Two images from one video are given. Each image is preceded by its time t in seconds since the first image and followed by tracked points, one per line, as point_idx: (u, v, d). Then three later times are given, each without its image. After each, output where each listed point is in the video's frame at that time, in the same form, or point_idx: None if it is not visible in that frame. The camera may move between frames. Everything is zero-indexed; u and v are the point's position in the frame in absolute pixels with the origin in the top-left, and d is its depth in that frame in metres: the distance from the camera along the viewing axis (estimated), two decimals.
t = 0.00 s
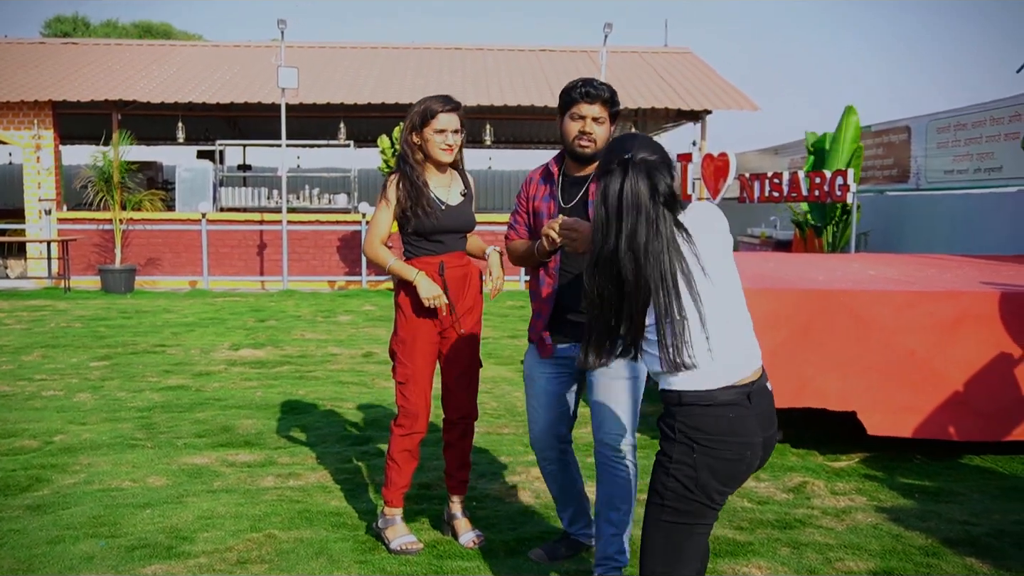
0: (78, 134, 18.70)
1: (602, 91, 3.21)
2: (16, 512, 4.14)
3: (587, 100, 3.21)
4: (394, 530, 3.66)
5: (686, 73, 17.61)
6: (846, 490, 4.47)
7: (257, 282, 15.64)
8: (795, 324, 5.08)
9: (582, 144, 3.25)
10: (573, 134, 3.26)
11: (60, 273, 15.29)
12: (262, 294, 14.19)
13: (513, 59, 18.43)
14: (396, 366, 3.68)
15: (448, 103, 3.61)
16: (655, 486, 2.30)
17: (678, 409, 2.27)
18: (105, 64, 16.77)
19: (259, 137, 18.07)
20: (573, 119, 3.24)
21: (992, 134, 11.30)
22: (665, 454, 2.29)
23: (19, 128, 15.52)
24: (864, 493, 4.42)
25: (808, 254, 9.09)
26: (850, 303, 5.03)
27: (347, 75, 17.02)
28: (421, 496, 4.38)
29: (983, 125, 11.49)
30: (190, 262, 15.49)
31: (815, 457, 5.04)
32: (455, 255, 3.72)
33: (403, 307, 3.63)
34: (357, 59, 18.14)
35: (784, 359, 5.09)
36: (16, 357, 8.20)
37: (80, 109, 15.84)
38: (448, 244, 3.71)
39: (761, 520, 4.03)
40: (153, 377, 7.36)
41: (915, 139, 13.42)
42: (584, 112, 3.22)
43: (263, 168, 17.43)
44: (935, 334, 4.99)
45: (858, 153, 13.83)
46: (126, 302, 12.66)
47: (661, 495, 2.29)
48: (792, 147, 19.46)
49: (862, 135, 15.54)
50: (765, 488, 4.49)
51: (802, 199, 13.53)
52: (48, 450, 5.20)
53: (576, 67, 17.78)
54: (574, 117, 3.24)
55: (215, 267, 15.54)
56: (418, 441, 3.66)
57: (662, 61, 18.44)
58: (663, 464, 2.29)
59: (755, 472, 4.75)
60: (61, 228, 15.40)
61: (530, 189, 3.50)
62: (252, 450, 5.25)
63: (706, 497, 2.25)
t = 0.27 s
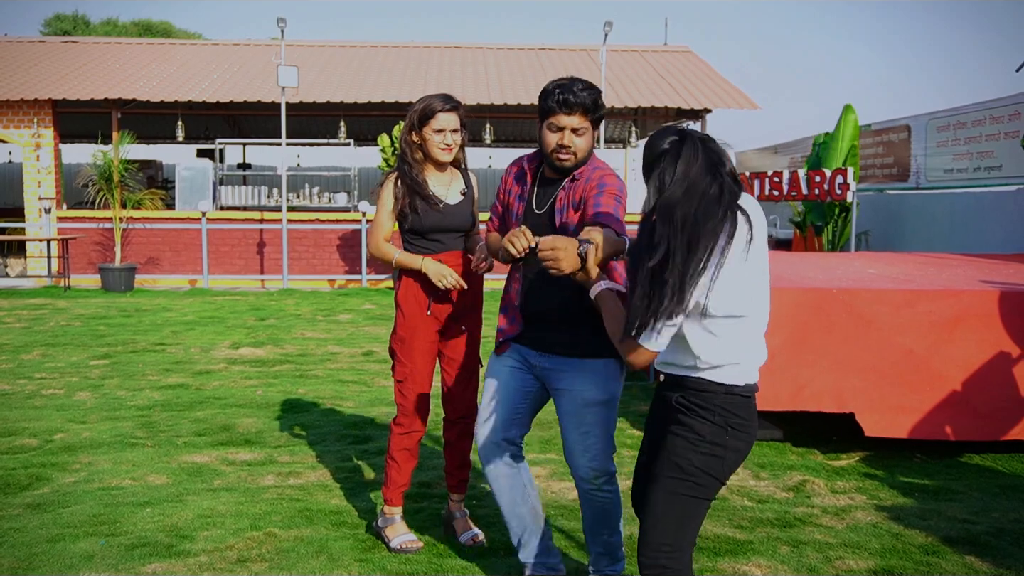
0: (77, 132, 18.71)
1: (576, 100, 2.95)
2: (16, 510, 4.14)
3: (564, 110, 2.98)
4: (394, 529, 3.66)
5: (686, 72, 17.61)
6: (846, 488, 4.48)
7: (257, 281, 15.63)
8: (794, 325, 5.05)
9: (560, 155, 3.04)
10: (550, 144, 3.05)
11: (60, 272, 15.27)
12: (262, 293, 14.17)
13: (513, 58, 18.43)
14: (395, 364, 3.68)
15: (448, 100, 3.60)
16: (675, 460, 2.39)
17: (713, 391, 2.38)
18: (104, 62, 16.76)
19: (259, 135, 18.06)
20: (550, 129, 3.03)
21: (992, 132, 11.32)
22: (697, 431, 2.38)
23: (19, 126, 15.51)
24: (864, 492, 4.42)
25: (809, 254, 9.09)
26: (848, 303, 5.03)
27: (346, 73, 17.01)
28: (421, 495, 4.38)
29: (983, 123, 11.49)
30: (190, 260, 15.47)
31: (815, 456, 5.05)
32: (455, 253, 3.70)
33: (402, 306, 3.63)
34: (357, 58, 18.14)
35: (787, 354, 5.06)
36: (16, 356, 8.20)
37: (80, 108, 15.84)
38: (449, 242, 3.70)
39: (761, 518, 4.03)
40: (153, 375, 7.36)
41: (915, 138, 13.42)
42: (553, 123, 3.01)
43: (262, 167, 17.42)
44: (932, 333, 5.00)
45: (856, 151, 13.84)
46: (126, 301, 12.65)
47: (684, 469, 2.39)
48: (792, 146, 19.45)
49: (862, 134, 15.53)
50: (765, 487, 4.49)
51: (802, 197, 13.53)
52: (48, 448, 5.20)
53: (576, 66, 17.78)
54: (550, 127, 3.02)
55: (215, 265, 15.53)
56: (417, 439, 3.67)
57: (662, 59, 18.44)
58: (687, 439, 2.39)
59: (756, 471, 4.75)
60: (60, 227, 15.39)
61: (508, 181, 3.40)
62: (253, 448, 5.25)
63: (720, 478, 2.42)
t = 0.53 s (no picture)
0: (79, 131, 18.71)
1: (521, 172, 2.40)
2: (17, 509, 4.14)
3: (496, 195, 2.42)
4: (396, 528, 3.67)
5: (687, 70, 17.62)
6: (848, 487, 4.47)
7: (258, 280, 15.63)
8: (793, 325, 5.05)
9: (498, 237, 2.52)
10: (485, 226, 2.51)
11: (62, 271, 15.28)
12: (263, 292, 14.17)
13: (514, 57, 18.43)
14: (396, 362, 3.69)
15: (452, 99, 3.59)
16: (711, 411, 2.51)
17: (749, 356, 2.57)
18: (105, 61, 16.77)
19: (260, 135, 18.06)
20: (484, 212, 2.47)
21: (993, 131, 11.32)
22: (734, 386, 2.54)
23: (21, 125, 15.50)
24: (866, 491, 4.42)
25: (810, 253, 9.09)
26: (846, 304, 5.02)
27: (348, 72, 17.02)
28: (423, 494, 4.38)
29: (984, 122, 11.50)
30: (191, 259, 15.48)
31: (817, 455, 5.04)
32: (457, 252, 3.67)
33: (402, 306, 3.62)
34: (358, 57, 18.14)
35: (788, 350, 5.06)
36: (17, 355, 8.20)
37: (81, 107, 15.84)
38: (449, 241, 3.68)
39: (763, 517, 4.03)
40: (155, 375, 7.36)
41: (916, 137, 13.42)
42: (494, 199, 2.43)
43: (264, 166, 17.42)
44: (929, 333, 4.99)
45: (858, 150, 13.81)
46: (128, 300, 12.65)
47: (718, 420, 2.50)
48: (793, 145, 19.45)
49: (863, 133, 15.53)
50: (766, 486, 4.49)
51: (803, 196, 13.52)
52: (50, 447, 5.21)
53: (577, 65, 17.78)
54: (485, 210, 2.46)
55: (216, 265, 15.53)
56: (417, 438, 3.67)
57: (663, 58, 18.44)
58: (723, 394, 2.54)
59: (757, 470, 4.75)
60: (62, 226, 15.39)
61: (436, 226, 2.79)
62: (254, 447, 5.25)
63: (739, 443, 2.55)
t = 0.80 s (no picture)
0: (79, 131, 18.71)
1: (512, 378, 2.19)
2: (18, 509, 4.14)
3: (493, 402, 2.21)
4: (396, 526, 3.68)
5: (687, 70, 17.62)
6: (848, 487, 4.47)
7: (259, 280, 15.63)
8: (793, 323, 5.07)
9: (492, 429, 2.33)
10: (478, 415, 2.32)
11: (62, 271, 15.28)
12: (263, 292, 14.16)
13: (515, 57, 18.43)
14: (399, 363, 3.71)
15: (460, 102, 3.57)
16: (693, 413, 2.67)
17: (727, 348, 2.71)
18: (105, 61, 16.76)
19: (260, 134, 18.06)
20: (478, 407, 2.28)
21: (994, 131, 11.35)
22: (711, 382, 2.68)
23: (21, 125, 15.50)
24: (866, 491, 4.42)
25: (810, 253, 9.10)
26: (847, 303, 5.02)
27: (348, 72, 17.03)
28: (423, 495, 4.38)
29: (984, 122, 11.54)
30: (191, 259, 15.47)
31: (817, 455, 5.05)
32: (461, 255, 3.67)
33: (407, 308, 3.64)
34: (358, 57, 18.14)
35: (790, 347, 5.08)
36: (18, 355, 8.20)
37: (82, 107, 15.84)
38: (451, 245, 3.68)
39: (763, 517, 4.03)
40: (155, 375, 7.37)
41: (917, 137, 13.44)
42: (489, 408, 2.22)
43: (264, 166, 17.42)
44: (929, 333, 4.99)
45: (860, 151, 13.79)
46: (128, 300, 12.64)
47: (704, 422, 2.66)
48: (793, 145, 19.45)
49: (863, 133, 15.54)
50: (766, 486, 4.49)
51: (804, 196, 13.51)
52: (50, 447, 5.21)
53: (577, 64, 17.79)
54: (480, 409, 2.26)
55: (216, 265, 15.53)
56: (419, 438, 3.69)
57: (664, 58, 18.44)
58: (702, 392, 2.69)
59: (757, 470, 4.75)
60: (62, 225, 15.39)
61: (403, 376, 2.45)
62: (254, 447, 5.25)
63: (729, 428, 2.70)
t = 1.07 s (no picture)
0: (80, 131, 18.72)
1: (556, 483, 2.22)
2: (18, 509, 4.14)
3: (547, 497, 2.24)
4: (396, 528, 3.68)
5: (687, 70, 17.63)
6: (849, 487, 4.47)
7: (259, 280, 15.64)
8: (793, 322, 5.07)
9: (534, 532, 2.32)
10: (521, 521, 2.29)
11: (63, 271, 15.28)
12: (264, 292, 14.17)
13: (515, 57, 18.44)
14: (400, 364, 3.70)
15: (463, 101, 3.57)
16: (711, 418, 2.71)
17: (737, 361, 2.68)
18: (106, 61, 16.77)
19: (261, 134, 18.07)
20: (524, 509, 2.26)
21: (994, 131, 11.40)
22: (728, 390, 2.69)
23: (21, 125, 15.50)
24: (866, 491, 4.42)
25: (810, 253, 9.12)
26: (848, 302, 5.02)
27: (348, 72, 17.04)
28: (424, 495, 4.38)
29: (984, 122, 11.63)
30: (192, 259, 15.47)
31: (817, 455, 5.05)
32: (461, 254, 3.67)
33: (406, 307, 3.64)
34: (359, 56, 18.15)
35: (790, 346, 5.09)
36: (18, 355, 8.20)
37: (82, 107, 15.84)
38: (453, 244, 3.67)
39: (763, 517, 4.03)
40: (156, 374, 7.37)
41: (918, 137, 13.50)
42: (532, 512, 2.23)
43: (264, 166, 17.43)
44: (930, 334, 4.99)
45: (862, 151, 13.79)
46: (128, 300, 12.64)
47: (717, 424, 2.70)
48: (793, 145, 19.48)
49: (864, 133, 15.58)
50: (767, 486, 4.49)
51: (804, 196, 13.51)
52: (51, 447, 5.21)
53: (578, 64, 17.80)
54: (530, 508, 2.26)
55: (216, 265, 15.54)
56: (420, 439, 3.68)
57: (664, 58, 18.45)
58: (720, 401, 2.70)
59: (758, 470, 4.75)
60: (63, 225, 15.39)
61: (433, 510, 2.41)
62: (255, 447, 5.25)
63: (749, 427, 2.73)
